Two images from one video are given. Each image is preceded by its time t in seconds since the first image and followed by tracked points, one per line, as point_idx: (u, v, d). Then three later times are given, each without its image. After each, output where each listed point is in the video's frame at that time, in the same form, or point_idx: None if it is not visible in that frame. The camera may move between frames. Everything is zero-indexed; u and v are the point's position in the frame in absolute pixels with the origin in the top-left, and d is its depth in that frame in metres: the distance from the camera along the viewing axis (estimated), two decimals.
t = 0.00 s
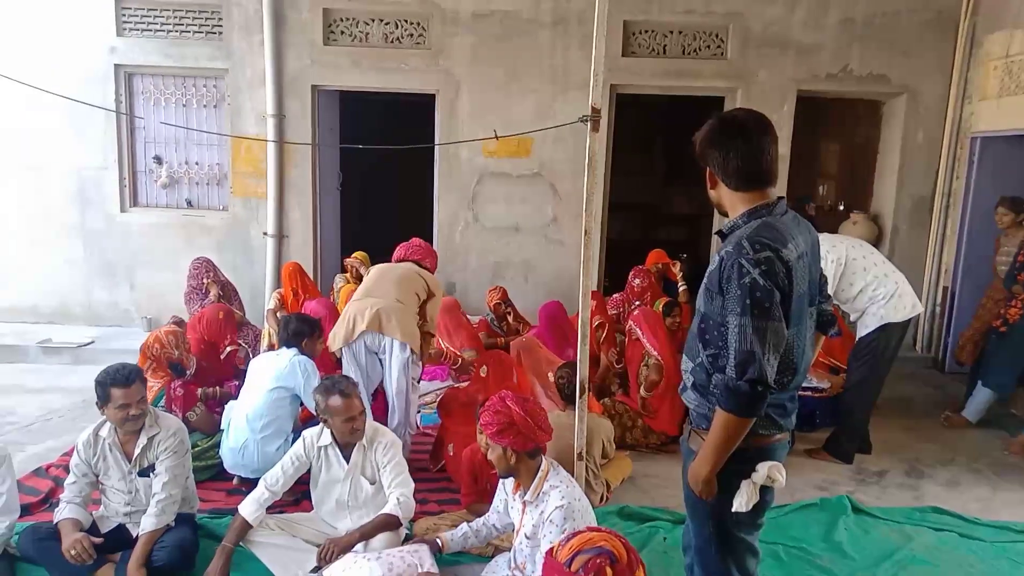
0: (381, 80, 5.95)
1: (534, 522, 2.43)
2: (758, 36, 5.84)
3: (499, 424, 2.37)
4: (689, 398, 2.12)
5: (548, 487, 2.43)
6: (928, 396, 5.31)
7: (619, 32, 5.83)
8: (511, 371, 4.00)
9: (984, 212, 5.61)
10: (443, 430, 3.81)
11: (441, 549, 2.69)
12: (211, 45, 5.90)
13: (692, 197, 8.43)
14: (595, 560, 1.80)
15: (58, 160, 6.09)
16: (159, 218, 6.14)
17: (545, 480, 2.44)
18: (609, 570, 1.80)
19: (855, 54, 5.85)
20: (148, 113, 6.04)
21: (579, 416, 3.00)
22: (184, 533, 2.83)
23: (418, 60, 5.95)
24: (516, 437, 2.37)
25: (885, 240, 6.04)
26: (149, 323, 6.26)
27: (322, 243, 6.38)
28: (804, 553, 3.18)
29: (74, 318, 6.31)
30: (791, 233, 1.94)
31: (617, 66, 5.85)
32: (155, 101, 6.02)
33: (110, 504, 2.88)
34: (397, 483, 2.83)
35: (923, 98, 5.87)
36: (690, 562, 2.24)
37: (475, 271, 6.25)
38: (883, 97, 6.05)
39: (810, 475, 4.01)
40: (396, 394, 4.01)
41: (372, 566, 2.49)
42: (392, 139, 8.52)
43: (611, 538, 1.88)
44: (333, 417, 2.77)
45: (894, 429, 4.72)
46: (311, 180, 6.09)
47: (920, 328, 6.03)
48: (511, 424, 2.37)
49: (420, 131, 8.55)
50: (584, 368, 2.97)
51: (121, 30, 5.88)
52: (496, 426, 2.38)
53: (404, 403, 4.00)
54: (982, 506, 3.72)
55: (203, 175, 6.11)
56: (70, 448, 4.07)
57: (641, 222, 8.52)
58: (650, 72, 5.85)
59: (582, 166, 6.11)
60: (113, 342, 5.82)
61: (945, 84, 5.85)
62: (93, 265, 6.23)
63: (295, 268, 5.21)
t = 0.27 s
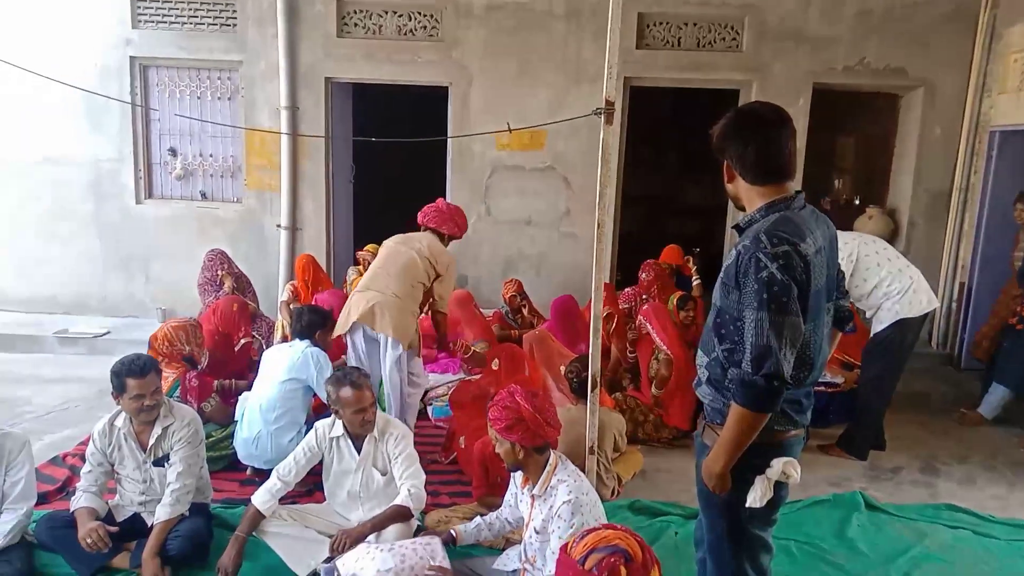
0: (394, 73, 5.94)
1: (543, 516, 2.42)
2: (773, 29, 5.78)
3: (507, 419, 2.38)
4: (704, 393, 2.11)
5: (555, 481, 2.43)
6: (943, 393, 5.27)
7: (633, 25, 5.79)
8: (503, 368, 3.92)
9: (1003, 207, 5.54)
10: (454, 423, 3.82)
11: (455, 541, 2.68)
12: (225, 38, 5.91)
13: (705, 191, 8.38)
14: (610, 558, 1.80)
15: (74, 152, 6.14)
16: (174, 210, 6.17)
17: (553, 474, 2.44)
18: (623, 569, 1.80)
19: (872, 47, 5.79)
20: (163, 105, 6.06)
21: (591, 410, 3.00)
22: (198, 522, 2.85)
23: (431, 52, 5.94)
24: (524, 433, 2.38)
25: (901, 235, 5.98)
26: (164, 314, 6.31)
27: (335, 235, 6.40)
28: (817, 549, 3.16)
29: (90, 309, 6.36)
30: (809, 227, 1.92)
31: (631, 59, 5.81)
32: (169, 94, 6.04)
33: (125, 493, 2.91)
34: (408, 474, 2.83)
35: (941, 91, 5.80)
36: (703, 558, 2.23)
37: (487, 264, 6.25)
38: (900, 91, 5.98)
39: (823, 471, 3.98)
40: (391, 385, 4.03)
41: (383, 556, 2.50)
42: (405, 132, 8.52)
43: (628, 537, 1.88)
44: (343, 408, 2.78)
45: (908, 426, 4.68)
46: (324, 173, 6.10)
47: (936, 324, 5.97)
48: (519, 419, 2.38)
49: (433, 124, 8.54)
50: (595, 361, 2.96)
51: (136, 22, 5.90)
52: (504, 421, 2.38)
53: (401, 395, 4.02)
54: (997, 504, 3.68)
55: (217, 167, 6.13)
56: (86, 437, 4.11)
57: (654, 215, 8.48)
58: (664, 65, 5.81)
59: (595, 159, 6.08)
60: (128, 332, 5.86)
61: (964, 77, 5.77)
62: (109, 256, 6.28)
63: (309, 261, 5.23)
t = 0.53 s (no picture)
0: (402, 67, 5.94)
1: (548, 512, 2.42)
2: (784, 23, 5.75)
3: (513, 415, 2.38)
4: (713, 389, 2.10)
5: (560, 476, 2.43)
6: (953, 390, 5.24)
7: (643, 19, 5.77)
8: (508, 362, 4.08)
9: (1015, 204, 5.50)
10: (461, 417, 3.82)
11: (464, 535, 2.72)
12: (234, 32, 5.92)
13: (714, 186, 8.35)
14: (614, 553, 1.80)
15: (85, 146, 6.16)
16: (183, 204, 6.19)
17: (557, 469, 2.44)
18: (627, 565, 1.80)
19: (884, 42, 5.75)
20: (172, 99, 6.08)
21: (599, 405, 3.01)
22: (206, 515, 2.87)
23: (440, 47, 5.93)
24: (529, 429, 2.37)
25: (911, 231, 5.95)
26: (173, 307, 6.34)
27: (344, 230, 6.41)
28: (825, 546, 3.15)
29: (101, 302, 6.40)
30: (821, 223, 1.91)
31: (640, 54, 5.79)
32: (179, 88, 6.06)
33: (135, 485, 2.93)
34: (416, 468, 2.84)
35: (954, 86, 5.75)
36: (711, 553, 2.23)
37: (495, 259, 6.25)
38: (912, 86, 5.93)
39: (831, 468, 3.97)
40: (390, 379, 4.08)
41: (393, 548, 2.51)
42: (413, 127, 8.51)
43: (631, 531, 1.88)
44: (350, 402, 2.79)
45: (918, 423, 4.66)
46: (333, 167, 6.11)
47: (946, 321, 5.94)
48: (524, 414, 2.38)
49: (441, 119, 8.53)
50: (602, 357, 2.95)
51: (146, 17, 5.92)
52: (509, 416, 2.39)
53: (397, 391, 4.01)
54: (1008, 502, 3.66)
55: (226, 161, 6.15)
56: (97, 430, 4.14)
57: (663, 211, 8.45)
58: (673, 60, 5.78)
59: (603, 154, 6.07)
60: (138, 326, 5.89)
61: (976, 72, 5.72)
62: (119, 250, 6.31)
63: (317, 255, 5.25)
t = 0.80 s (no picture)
0: (404, 68, 5.94)
1: (549, 513, 2.43)
2: (786, 23, 5.74)
3: (514, 417, 2.38)
4: (715, 390, 2.10)
5: (561, 478, 2.43)
6: (955, 390, 5.24)
7: (644, 20, 5.77)
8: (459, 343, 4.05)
9: (1017, 205, 5.49)
10: (463, 418, 3.81)
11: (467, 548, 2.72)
12: (236, 33, 5.92)
13: (716, 187, 8.35)
14: (612, 551, 1.80)
15: (87, 147, 6.17)
16: (185, 205, 6.20)
17: (558, 471, 2.44)
18: (626, 563, 1.80)
19: (886, 42, 5.75)
20: (174, 100, 6.09)
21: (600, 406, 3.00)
22: (209, 515, 2.87)
23: (442, 47, 5.93)
24: (529, 432, 2.38)
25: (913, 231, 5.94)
26: (175, 308, 6.35)
27: (345, 231, 6.41)
28: (827, 547, 3.15)
29: (103, 303, 6.40)
30: (824, 224, 1.91)
31: (642, 54, 5.79)
32: (181, 89, 6.07)
33: (138, 485, 2.93)
34: (418, 468, 2.85)
35: (956, 86, 5.75)
36: (712, 555, 2.23)
37: (497, 259, 6.25)
38: (914, 86, 5.93)
39: (833, 468, 3.97)
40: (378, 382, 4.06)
41: (396, 549, 2.51)
42: (414, 128, 8.52)
43: (628, 530, 1.88)
44: (353, 401, 2.78)
45: (920, 423, 4.66)
46: (334, 167, 6.11)
47: (948, 321, 5.93)
48: (524, 416, 2.38)
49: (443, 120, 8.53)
50: (603, 356, 2.95)
51: (148, 17, 5.93)
52: (510, 418, 2.39)
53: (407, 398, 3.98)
54: (1010, 502, 3.66)
55: (228, 162, 6.16)
56: (99, 430, 4.14)
57: (664, 212, 8.46)
58: (675, 60, 5.78)
59: (605, 154, 6.07)
60: (140, 326, 5.90)
61: (978, 72, 5.72)
62: (121, 250, 6.32)
63: (319, 255, 5.25)
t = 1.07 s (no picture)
0: (398, 69, 5.94)
1: (545, 515, 2.43)
2: (779, 25, 5.77)
3: (512, 420, 2.37)
4: (708, 392, 2.11)
5: (557, 480, 2.44)
6: (947, 390, 5.27)
7: (638, 21, 5.78)
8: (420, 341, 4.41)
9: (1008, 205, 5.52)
10: (457, 420, 3.81)
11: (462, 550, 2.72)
12: (229, 35, 5.91)
13: (709, 188, 8.37)
14: (600, 553, 1.80)
15: (79, 149, 6.15)
16: (178, 207, 6.18)
17: (554, 473, 2.45)
18: (613, 564, 1.80)
19: (877, 43, 5.77)
20: (167, 102, 6.07)
21: (595, 407, 3.00)
22: (202, 519, 2.86)
23: (436, 50, 5.93)
24: (528, 435, 2.38)
25: (905, 232, 5.97)
26: (168, 311, 6.33)
27: (339, 233, 6.41)
28: (821, 547, 3.16)
29: (95, 305, 6.38)
30: (816, 226, 1.92)
31: (635, 56, 5.80)
32: (174, 91, 6.05)
33: (131, 489, 2.92)
34: (411, 468, 2.84)
35: (947, 87, 5.78)
36: (707, 556, 2.24)
37: (491, 260, 6.25)
38: (905, 88, 5.96)
39: (826, 469, 3.99)
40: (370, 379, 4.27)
41: (392, 552, 2.51)
42: (408, 130, 8.51)
43: (615, 531, 1.88)
44: (357, 402, 2.77)
45: (913, 424, 4.68)
46: (328, 169, 6.10)
47: (940, 322, 5.97)
48: (522, 418, 2.37)
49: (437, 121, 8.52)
50: (598, 357, 2.95)
51: (140, 19, 5.91)
52: (508, 421, 2.38)
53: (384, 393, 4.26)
54: (1002, 502, 3.68)
55: (221, 164, 6.14)
56: (92, 434, 4.12)
57: (658, 214, 8.48)
58: (668, 62, 5.80)
59: (598, 156, 6.08)
60: (133, 329, 5.88)
61: (969, 74, 5.75)
62: (114, 253, 6.30)
63: (313, 257, 5.24)
